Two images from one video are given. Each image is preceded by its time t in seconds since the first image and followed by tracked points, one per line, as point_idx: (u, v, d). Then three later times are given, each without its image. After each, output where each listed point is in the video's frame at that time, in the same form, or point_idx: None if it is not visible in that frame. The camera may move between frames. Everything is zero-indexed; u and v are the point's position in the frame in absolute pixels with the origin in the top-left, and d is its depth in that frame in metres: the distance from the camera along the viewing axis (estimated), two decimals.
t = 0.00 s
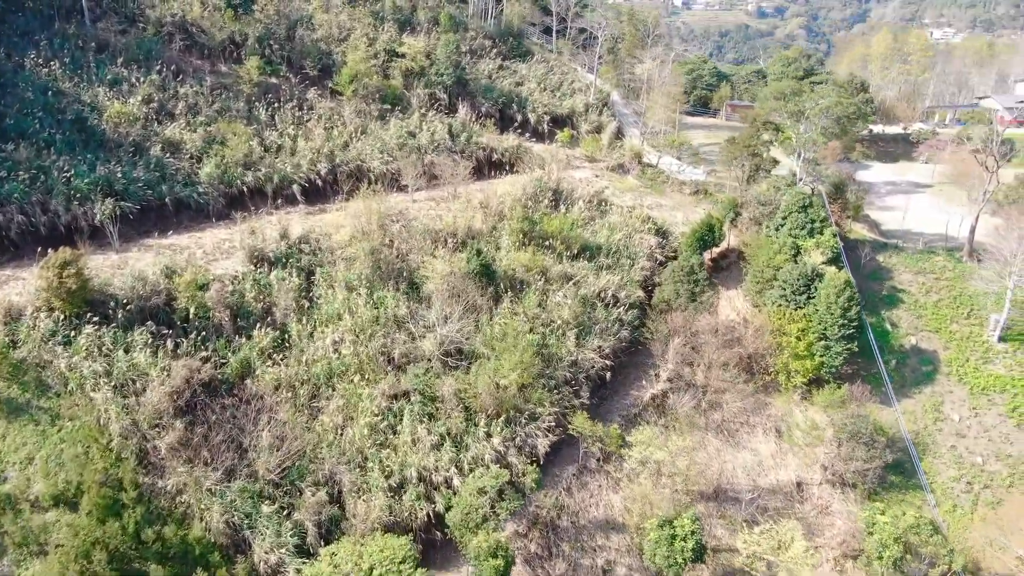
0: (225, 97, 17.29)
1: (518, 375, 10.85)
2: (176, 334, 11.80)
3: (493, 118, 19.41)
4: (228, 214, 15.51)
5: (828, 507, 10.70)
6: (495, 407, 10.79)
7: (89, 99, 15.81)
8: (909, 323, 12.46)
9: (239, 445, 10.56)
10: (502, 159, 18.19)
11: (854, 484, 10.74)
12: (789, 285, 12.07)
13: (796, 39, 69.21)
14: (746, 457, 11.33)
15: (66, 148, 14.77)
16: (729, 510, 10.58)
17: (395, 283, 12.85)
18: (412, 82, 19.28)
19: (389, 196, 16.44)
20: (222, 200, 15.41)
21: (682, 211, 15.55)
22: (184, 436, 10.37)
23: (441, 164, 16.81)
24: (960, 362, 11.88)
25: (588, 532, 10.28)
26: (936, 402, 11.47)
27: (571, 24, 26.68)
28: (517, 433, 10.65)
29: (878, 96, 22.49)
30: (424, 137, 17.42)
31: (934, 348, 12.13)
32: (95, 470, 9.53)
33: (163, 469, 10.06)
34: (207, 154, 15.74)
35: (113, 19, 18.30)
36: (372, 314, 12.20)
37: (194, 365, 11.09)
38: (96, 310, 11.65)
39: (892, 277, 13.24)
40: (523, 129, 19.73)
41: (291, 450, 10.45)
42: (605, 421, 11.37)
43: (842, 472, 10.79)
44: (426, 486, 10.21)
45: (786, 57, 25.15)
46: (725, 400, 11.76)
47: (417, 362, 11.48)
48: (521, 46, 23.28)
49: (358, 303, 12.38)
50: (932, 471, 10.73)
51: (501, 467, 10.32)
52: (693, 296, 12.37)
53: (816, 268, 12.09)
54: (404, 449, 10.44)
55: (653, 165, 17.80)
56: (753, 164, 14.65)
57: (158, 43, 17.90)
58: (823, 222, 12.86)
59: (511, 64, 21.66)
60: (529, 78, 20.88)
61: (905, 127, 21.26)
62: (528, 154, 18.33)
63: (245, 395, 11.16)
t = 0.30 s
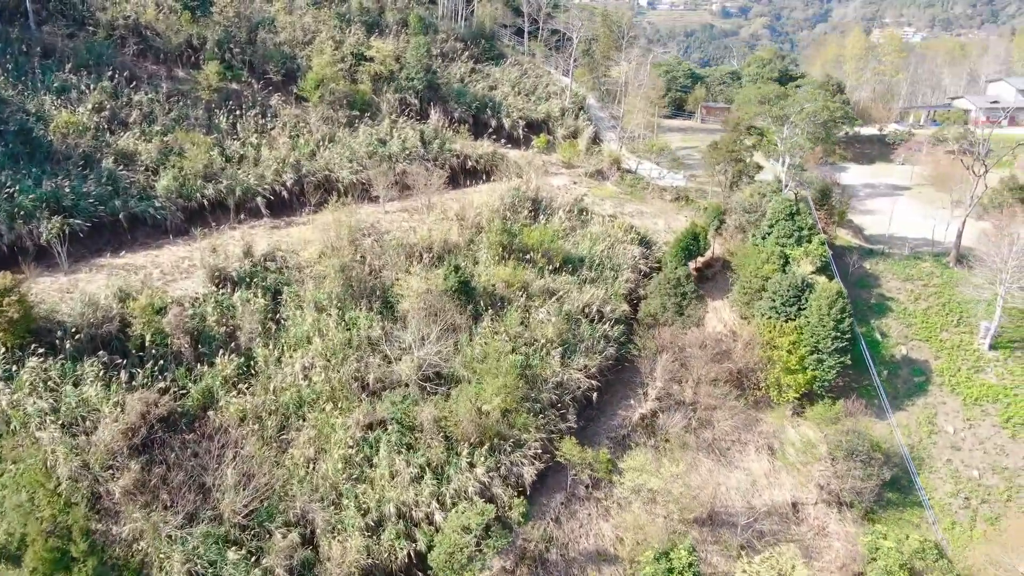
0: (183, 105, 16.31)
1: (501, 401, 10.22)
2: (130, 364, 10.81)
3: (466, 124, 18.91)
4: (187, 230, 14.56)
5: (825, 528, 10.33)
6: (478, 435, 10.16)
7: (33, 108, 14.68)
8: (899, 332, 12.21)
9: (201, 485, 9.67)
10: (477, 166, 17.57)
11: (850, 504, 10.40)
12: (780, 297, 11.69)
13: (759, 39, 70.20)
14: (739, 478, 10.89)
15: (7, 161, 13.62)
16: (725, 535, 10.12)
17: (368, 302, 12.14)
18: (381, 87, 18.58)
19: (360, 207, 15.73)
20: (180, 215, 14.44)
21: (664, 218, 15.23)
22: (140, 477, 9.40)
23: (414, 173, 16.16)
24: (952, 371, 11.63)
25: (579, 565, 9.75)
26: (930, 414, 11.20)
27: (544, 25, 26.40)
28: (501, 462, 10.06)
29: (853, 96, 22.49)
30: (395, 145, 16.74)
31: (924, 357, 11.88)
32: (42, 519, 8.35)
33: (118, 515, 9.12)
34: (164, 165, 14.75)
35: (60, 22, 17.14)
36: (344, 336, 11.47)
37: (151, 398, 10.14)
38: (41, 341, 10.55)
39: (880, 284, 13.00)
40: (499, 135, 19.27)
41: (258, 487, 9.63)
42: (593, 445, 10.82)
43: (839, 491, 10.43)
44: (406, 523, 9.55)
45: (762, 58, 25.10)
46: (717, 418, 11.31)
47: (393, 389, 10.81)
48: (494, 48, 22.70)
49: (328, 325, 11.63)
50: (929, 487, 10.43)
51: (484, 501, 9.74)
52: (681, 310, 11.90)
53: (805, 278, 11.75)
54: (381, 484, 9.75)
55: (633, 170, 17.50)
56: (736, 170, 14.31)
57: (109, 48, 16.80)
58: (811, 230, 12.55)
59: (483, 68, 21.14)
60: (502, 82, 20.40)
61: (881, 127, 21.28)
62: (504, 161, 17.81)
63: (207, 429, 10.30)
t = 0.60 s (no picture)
0: (137, 114, 15.23)
1: (484, 429, 9.60)
2: (79, 400, 9.77)
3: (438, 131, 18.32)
4: (142, 248, 13.56)
5: (823, 551, 9.95)
6: (460, 467, 9.55)
7: None
8: (889, 342, 11.94)
9: (160, 533, 8.74)
10: (451, 174, 16.93)
11: (848, 525, 10.04)
12: (770, 309, 11.30)
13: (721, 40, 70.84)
14: (733, 500, 10.46)
15: None
16: (722, 562, 9.66)
17: (340, 324, 11.42)
18: (348, 92, 17.80)
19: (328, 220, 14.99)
20: (135, 231, 13.43)
21: (646, 226, 14.88)
22: (90, 528, 8.40)
23: (385, 183, 15.47)
24: (944, 382, 11.38)
25: None
26: (924, 427, 10.92)
27: (514, 26, 25.99)
28: (486, 495, 9.48)
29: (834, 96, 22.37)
30: (365, 153, 15.99)
31: (915, 367, 11.63)
32: None
33: (66, 570, 8.16)
34: (116, 178, 13.69)
35: None
36: (314, 362, 10.71)
37: (102, 438, 9.15)
38: None
39: (868, 292, 12.75)
40: (472, 142, 18.68)
41: (223, 532, 8.70)
42: (581, 472, 10.29)
43: (835, 511, 10.04)
44: (386, 566, 8.85)
45: (737, 61, 25.06)
46: (708, 437, 10.88)
47: (369, 420, 10.16)
48: (465, 51, 22.04)
49: (297, 350, 10.86)
50: (928, 504, 10.12)
51: (467, 538, 9.15)
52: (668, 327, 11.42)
53: (796, 289, 11.39)
54: (357, 524, 8.98)
55: (612, 176, 17.14)
56: (719, 176, 13.95)
57: (55, 52, 15.53)
58: (799, 239, 12.30)
59: (454, 71, 20.53)
60: (474, 87, 19.82)
61: (856, 128, 21.32)
62: (479, 168, 17.23)
63: (165, 471, 9.36)
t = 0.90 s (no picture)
0: (85, 123, 14.12)
1: (467, 463, 8.97)
2: (19, 442, 8.78)
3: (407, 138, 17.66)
4: (91, 268, 12.55)
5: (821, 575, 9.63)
6: (442, 504, 8.92)
7: None
8: (879, 352, 11.67)
9: None
10: (423, 183, 16.28)
11: (847, 547, 9.66)
12: (761, 322, 10.90)
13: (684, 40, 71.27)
14: (728, 525, 10.04)
15: None
16: None
17: (309, 349, 10.68)
18: (313, 99, 17.00)
19: (293, 235, 14.19)
20: (83, 251, 12.43)
21: (626, 236, 14.49)
22: None
23: (354, 194, 14.73)
24: (936, 393, 11.12)
25: None
26: (918, 440, 10.64)
27: (483, 28, 25.44)
28: (471, 533, 8.84)
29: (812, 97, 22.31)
30: (332, 163, 15.22)
31: (906, 378, 11.36)
32: None
33: None
34: (62, 193, 12.61)
35: None
36: (281, 392, 9.94)
37: (46, 487, 8.19)
38: None
39: (856, 301, 12.49)
40: (443, 150, 18.05)
41: None
42: (570, 502, 9.72)
43: (833, 534, 9.68)
44: None
45: (711, 62, 24.98)
46: (701, 459, 10.41)
47: (342, 455, 9.48)
48: (434, 55, 21.38)
49: (263, 379, 10.06)
50: (926, 522, 9.81)
51: None
52: (656, 344, 10.93)
53: (786, 302, 11.03)
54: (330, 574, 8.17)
55: (590, 183, 16.75)
56: (701, 183, 13.57)
57: None
58: (787, 248, 11.98)
59: (423, 75, 19.85)
60: (445, 91, 19.19)
61: (833, 130, 21.32)
62: (452, 177, 16.62)
63: (119, 519, 8.58)
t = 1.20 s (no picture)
0: (27, 134, 13.03)
1: (450, 501, 8.34)
2: None
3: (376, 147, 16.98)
4: (35, 293, 11.55)
5: None
6: (424, 548, 8.25)
7: None
8: (870, 364, 11.39)
9: None
10: (395, 193, 15.57)
11: (847, 572, 9.20)
12: (753, 338, 10.49)
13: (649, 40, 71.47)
14: (724, 552, 9.61)
15: None
16: None
17: (276, 377, 9.87)
18: (276, 106, 16.17)
19: (257, 252, 13.36)
20: (26, 274, 11.40)
21: (607, 246, 14.06)
22: None
23: (321, 207, 14.00)
24: (929, 405, 10.86)
25: None
26: (913, 455, 10.35)
27: (452, 30, 24.85)
28: None
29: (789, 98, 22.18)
30: (298, 174, 14.43)
31: (899, 391, 11.09)
32: None
33: None
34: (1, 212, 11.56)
35: None
36: (247, 428, 9.18)
37: None
38: None
39: (844, 310, 12.20)
40: (415, 158, 17.38)
41: None
42: (559, 536, 9.18)
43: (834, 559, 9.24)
44: None
45: (684, 65, 24.89)
46: (694, 483, 9.93)
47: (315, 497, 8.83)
48: (403, 58, 20.66)
49: (226, 414, 9.28)
50: (926, 542, 9.44)
51: None
52: (645, 363, 10.43)
53: (778, 316, 10.65)
54: None
55: (569, 191, 16.29)
56: (684, 192, 13.18)
57: None
58: (776, 260, 11.63)
59: (392, 79, 19.14)
60: (415, 96, 18.51)
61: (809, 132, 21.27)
62: (425, 187, 15.97)
63: None
